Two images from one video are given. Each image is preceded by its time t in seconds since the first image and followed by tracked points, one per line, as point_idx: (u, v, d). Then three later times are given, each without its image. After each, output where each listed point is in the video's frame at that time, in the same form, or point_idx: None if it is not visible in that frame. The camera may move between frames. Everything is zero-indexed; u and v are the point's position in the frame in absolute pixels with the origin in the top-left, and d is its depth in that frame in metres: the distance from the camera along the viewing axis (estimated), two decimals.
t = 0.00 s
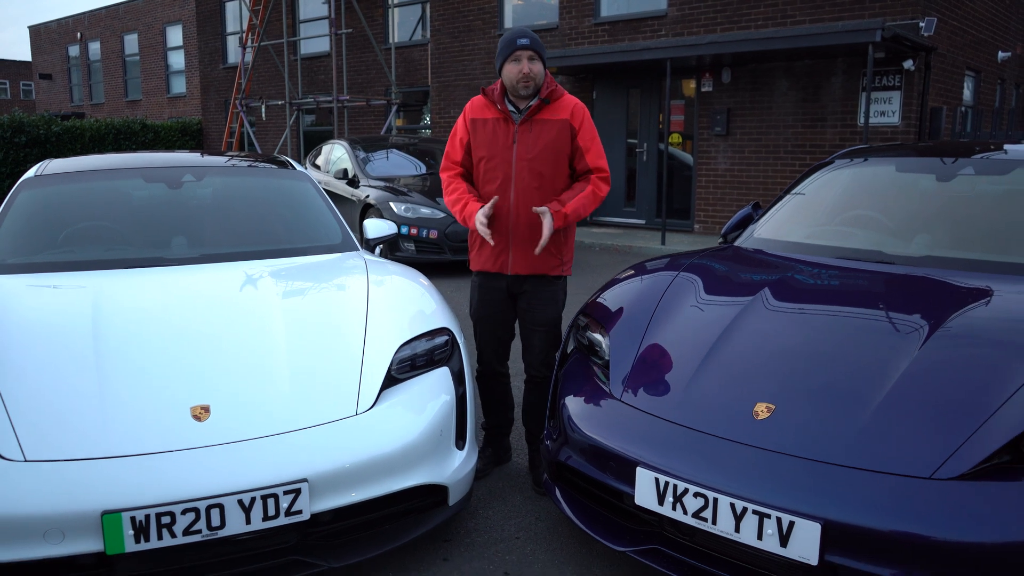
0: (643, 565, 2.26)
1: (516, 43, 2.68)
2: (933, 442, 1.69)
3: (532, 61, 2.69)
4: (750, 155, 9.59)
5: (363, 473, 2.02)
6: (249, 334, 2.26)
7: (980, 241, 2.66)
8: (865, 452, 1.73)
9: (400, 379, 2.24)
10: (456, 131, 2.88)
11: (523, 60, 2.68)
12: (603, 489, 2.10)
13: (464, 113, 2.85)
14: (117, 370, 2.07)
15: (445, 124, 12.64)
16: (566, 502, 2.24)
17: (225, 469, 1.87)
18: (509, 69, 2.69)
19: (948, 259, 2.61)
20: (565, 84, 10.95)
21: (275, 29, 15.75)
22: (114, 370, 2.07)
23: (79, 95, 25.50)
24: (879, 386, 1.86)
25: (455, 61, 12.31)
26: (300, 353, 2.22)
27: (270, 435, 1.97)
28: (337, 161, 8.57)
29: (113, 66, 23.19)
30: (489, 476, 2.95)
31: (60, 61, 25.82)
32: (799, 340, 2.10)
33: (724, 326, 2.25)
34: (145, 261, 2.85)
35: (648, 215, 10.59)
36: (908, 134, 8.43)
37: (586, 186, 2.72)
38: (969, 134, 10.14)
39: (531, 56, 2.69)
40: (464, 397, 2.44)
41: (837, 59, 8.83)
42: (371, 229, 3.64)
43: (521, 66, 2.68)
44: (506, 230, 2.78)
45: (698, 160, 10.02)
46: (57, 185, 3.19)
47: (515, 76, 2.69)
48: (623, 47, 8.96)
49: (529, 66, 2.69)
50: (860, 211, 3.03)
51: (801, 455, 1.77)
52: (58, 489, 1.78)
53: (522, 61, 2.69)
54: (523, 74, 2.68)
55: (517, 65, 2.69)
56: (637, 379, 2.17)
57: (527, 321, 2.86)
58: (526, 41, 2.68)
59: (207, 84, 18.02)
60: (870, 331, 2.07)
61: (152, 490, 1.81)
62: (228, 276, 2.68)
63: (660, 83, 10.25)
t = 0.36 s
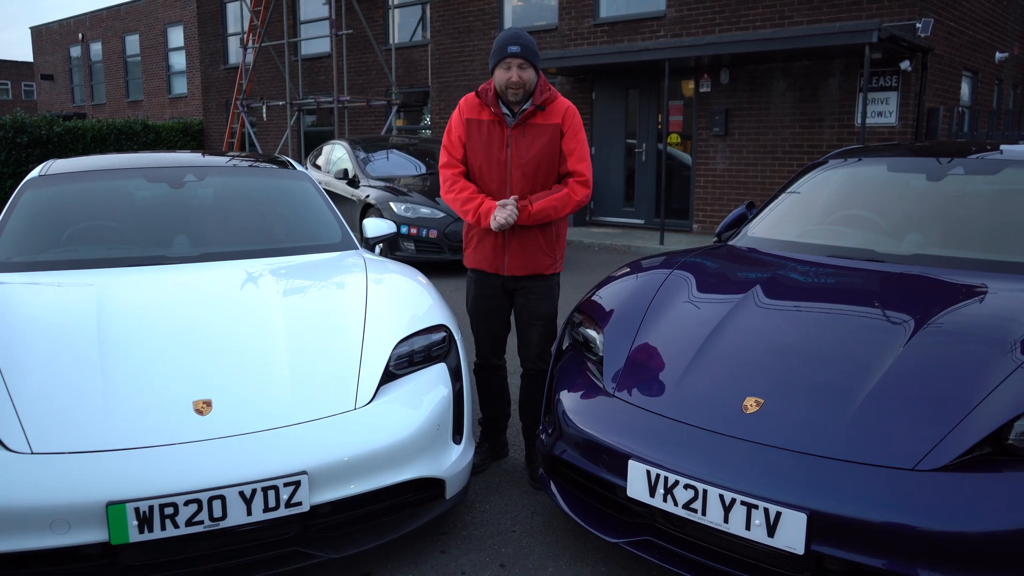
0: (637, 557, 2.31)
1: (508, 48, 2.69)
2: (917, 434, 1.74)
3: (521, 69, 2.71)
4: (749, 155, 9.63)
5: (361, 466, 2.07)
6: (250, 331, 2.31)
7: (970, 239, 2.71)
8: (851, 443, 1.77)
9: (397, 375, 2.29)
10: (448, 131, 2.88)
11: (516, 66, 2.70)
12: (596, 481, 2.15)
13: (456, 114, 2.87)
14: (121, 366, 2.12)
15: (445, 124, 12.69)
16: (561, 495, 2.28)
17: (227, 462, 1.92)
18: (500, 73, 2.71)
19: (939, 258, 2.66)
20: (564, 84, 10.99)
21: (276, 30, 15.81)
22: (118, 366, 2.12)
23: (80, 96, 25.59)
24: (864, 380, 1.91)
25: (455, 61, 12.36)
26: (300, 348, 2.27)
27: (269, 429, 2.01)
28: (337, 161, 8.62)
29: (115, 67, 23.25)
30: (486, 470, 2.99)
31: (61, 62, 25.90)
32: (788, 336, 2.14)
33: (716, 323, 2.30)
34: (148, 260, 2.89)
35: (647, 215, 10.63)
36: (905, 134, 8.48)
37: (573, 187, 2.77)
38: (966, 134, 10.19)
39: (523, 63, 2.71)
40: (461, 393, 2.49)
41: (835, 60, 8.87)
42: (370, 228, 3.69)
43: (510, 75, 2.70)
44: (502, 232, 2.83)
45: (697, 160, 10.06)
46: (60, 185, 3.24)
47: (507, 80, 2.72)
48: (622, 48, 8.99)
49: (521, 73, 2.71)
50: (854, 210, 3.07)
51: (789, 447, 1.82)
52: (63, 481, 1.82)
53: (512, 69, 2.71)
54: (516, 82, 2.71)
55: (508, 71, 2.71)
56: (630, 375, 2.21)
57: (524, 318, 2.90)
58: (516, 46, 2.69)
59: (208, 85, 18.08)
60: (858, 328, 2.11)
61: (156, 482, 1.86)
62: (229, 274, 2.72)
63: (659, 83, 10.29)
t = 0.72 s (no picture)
0: (635, 552, 2.35)
1: (510, 52, 2.70)
2: (911, 431, 1.77)
3: (520, 74, 2.70)
4: (749, 156, 9.66)
5: (364, 462, 2.10)
6: (255, 330, 2.34)
7: (967, 239, 2.74)
8: (844, 441, 1.80)
9: (399, 373, 2.32)
10: (453, 132, 2.91)
11: (518, 71, 2.70)
12: (595, 478, 2.18)
13: (461, 116, 2.90)
14: (128, 363, 2.16)
15: (446, 124, 12.73)
16: (561, 492, 2.32)
17: (232, 458, 1.95)
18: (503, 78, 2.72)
19: (935, 258, 2.69)
20: (565, 85, 11.01)
21: (277, 31, 15.85)
22: (125, 364, 2.15)
23: (83, 96, 25.66)
24: (859, 378, 1.94)
25: (456, 62, 12.40)
26: (303, 347, 2.30)
27: (274, 425, 2.05)
28: (339, 161, 8.66)
29: (116, 67, 23.30)
30: (487, 468, 3.03)
31: (64, 62, 25.96)
32: (784, 336, 2.17)
33: (713, 322, 2.33)
34: (154, 259, 2.93)
35: (647, 215, 10.66)
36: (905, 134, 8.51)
37: (574, 191, 2.81)
38: (966, 135, 10.23)
39: (526, 68, 2.70)
40: (463, 390, 2.53)
41: (835, 61, 8.90)
42: (373, 228, 3.72)
43: (509, 77, 2.71)
44: (504, 233, 2.86)
45: (698, 160, 10.09)
46: (66, 186, 3.28)
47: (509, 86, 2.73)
48: (624, 48, 9.01)
49: (522, 78, 2.71)
50: (852, 211, 3.11)
51: (784, 445, 1.85)
52: (72, 477, 1.86)
53: (510, 71, 2.71)
54: (516, 87, 2.71)
55: (508, 74, 2.71)
56: (629, 373, 2.25)
57: (525, 317, 2.93)
58: (518, 52, 2.69)
59: (210, 85, 18.14)
60: (853, 327, 2.15)
61: (164, 478, 1.89)
62: (233, 274, 2.76)
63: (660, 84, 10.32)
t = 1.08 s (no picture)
0: (636, 550, 2.36)
1: (508, 52, 2.73)
2: (909, 429, 1.79)
3: (518, 72, 2.73)
4: (750, 156, 9.68)
5: (368, 460, 2.12)
6: (258, 329, 2.36)
7: (966, 239, 2.75)
8: (844, 439, 1.82)
9: (402, 372, 2.34)
10: (455, 132, 2.94)
11: (519, 72, 2.73)
12: (598, 477, 2.20)
13: (463, 116, 2.92)
14: (133, 362, 2.18)
15: (448, 124, 12.75)
16: (562, 490, 2.33)
17: (237, 456, 1.97)
18: (504, 77, 2.75)
19: (936, 258, 2.70)
20: (566, 85, 11.03)
21: (279, 31, 15.88)
22: (131, 363, 2.17)
23: (84, 96, 25.68)
24: (859, 377, 1.96)
25: (458, 62, 12.42)
26: (307, 346, 2.32)
27: (280, 423, 2.07)
28: (340, 161, 8.68)
29: (117, 66, 23.33)
30: (489, 466, 3.04)
31: (66, 62, 26.01)
32: (784, 335, 2.19)
33: (714, 321, 2.35)
34: (158, 259, 2.95)
35: (648, 215, 10.68)
36: (905, 134, 8.52)
37: (577, 188, 2.83)
38: (966, 135, 10.23)
39: (526, 68, 2.73)
40: (465, 389, 2.54)
41: (835, 61, 8.91)
42: (375, 228, 3.74)
43: (507, 76, 2.73)
44: (506, 232, 2.88)
45: (699, 160, 10.10)
46: (71, 186, 3.30)
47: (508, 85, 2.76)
48: (625, 48, 9.02)
49: (523, 78, 2.74)
50: (852, 211, 3.12)
51: (784, 443, 1.87)
52: (79, 475, 1.87)
53: (509, 70, 2.74)
54: (517, 86, 2.75)
55: (507, 73, 2.75)
56: (631, 373, 2.26)
57: (528, 317, 2.95)
58: (516, 50, 2.72)
59: (212, 85, 18.17)
60: (852, 326, 2.16)
61: (170, 475, 1.91)
62: (237, 274, 2.78)
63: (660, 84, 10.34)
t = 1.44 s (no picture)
0: (639, 549, 2.37)
1: (522, 62, 2.72)
2: (912, 428, 1.80)
3: (537, 87, 2.74)
4: (751, 155, 9.68)
5: (372, 459, 2.13)
6: (262, 329, 2.37)
7: (968, 239, 2.76)
8: (847, 438, 1.83)
9: (406, 371, 2.35)
10: (458, 136, 2.92)
11: (532, 82, 2.73)
12: (601, 475, 2.21)
13: (466, 119, 2.91)
14: (138, 362, 2.18)
15: (449, 124, 12.75)
16: (565, 489, 2.34)
17: (242, 455, 1.98)
18: (520, 91, 2.74)
19: (938, 258, 2.70)
20: (567, 85, 11.04)
21: (280, 31, 15.90)
22: (136, 363, 2.18)
23: (85, 96, 25.68)
24: (861, 377, 1.97)
25: (459, 62, 12.42)
26: (311, 345, 2.33)
27: (284, 422, 2.08)
28: (342, 161, 8.69)
29: (119, 66, 23.35)
30: (492, 466, 3.05)
31: (67, 61, 26.04)
32: (786, 335, 2.20)
33: (717, 321, 2.36)
34: (162, 259, 2.96)
35: (649, 215, 10.69)
36: (906, 134, 8.53)
37: (582, 192, 2.85)
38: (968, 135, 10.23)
39: (539, 79, 2.73)
40: (468, 389, 2.55)
41: (836, 61, 8.91)
42: (378, 228, 3.74)
43: (526, 91, 2.73)
44: (513, 235, 2.88)
45: (700, 160, 10.11)
46: (74, 186, 3.31)
47: (519, 93, 2.75)
48: (626, 48, 9.02)
49: (536, 90, 2.75)
50: (854, 211, 3.12)
51: (787, 442, 1.88)
52: (85, 474, 1.88)
53: (527, 85, 2.74)
54: (528, 96, 2.75)
55: (524, 87, 2.74)
56: (634, 373, 2.27)
57: (531, 316, 2.96)
58: (536, 66, 2.72)
59: (213, 85, 18.18)
60: (854, 326, 2.17)
61: (175, 474, 1.92)
62: (240, 273, 2.79)
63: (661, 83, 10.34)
